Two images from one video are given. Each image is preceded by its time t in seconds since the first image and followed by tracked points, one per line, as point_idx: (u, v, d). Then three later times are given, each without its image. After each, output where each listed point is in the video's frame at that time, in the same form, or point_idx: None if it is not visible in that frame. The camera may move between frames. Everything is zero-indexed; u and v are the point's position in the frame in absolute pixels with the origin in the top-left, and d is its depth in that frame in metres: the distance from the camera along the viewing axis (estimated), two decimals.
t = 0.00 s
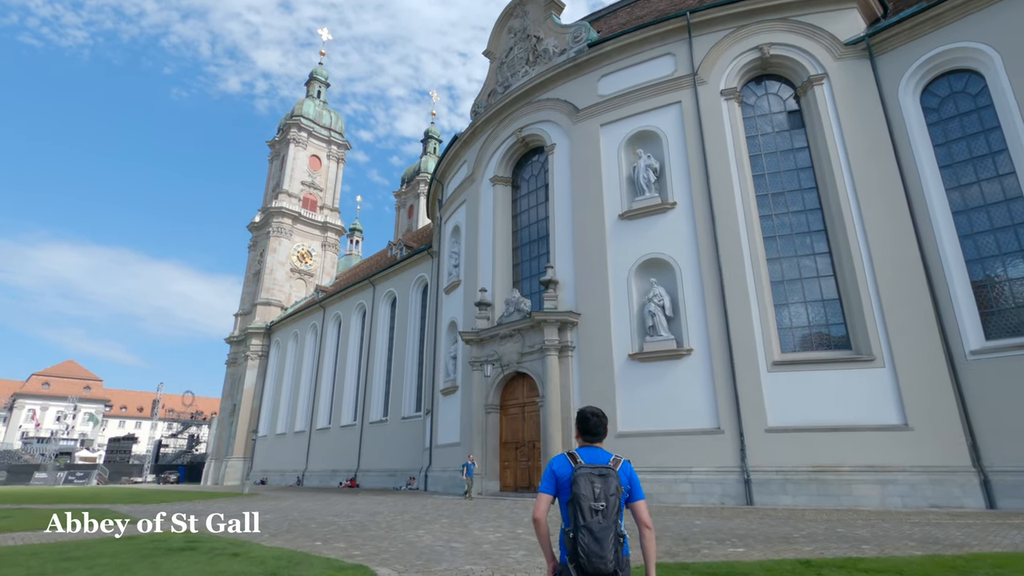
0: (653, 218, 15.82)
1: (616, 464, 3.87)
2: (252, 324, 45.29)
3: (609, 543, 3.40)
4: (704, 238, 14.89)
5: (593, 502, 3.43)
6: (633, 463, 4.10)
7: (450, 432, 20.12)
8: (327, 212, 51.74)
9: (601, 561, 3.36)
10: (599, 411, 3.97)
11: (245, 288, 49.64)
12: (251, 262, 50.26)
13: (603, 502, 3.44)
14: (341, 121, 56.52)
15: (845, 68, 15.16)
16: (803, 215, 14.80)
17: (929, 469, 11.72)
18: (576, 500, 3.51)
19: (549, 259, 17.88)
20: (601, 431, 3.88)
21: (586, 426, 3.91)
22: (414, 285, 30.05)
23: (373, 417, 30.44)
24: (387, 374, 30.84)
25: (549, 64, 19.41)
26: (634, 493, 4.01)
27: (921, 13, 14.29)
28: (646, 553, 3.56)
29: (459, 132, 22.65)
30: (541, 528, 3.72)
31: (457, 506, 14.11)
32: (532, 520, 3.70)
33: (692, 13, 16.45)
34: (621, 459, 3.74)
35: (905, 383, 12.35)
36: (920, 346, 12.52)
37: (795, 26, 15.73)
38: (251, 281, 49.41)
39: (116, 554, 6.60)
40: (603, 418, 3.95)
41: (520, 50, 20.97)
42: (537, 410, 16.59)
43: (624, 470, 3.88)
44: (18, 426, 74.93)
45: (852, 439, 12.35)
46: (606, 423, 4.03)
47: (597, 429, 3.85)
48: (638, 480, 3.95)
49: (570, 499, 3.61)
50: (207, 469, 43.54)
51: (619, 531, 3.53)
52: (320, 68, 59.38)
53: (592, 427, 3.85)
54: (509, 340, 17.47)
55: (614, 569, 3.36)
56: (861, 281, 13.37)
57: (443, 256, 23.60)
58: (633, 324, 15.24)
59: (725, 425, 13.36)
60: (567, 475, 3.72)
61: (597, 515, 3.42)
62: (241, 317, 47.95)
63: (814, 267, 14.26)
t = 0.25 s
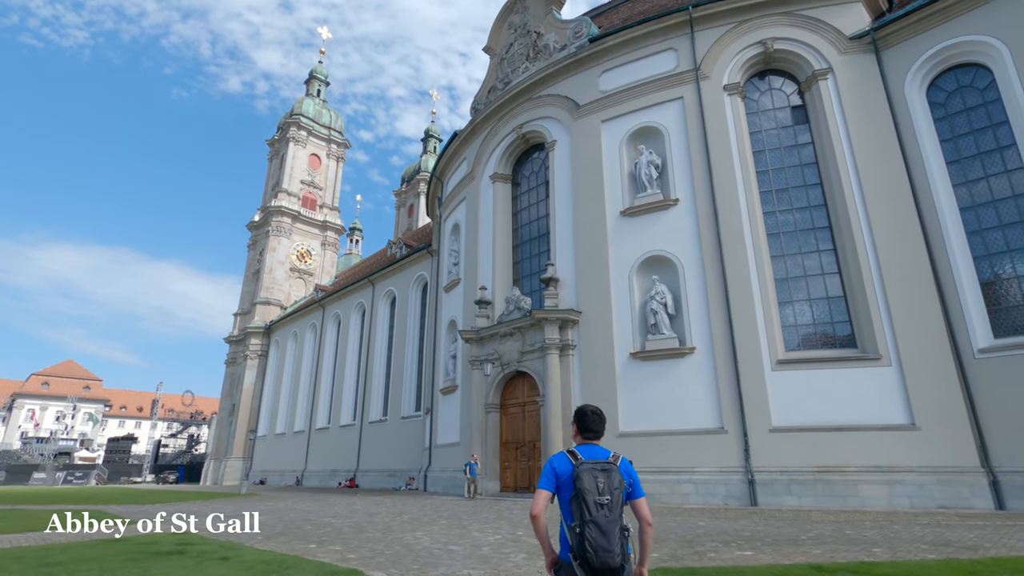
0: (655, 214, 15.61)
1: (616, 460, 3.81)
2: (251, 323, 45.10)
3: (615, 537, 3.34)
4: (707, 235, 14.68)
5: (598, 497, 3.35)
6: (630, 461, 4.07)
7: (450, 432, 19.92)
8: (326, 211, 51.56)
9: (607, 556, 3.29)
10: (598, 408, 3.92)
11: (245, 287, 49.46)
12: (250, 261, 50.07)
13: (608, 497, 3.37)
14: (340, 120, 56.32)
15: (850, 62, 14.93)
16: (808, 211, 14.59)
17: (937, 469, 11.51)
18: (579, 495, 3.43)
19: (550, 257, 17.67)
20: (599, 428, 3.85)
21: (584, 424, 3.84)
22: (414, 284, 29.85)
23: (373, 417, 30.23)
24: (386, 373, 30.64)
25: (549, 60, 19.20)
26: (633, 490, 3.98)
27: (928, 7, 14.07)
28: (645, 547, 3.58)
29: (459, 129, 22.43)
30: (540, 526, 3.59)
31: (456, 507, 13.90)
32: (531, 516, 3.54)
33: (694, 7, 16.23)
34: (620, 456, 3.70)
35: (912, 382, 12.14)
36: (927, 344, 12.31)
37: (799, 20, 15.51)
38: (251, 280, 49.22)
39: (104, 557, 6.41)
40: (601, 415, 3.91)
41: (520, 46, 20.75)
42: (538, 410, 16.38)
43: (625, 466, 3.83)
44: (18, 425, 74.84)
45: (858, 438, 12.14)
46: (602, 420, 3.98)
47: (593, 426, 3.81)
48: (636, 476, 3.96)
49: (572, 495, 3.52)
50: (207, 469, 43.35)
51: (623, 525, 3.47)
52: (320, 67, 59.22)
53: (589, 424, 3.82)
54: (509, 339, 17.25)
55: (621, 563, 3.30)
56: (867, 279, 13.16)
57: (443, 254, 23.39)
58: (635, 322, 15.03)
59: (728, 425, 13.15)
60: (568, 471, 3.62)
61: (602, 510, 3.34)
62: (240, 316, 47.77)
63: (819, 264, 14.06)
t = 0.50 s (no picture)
0: (657, 210, 15.39)
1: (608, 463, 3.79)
2: (250, 322, 44.89)
3: (609, 542, 3.29)
4: (710, 231, 14.46)
5: (591, 501, 3.31)
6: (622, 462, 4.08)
7: (449, 431, 19.71)
8: (326, 209, 51.40)
9: (601, 561, 3.24)
10: (589, 410, 3.88)
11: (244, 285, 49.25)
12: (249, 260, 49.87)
13: (601, 500, 3.33)
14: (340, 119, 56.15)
15: (855, 56, 14.69)
16: (812, 207, 14.38)
17: (945, 469, 11.30)
18: (571, 500, 3.39)
19: (551, 254, 17.45)
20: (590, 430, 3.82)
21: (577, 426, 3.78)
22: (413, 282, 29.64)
23: (372, 416, 30.02)
24: (386, 372, 30.44)
25: (549, 54, 18.99)
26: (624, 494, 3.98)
27: None
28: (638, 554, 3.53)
29: (459, 125, 22.22)
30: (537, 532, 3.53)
31: (455, 507, 13.69)
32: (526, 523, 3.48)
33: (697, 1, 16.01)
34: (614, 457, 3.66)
35: (919, 380, 11.92)
36: (933, 341, 12.10)
37: (803, 14, 15.29)
38: (250, 279, 49.02)
39: (89, 559, 6.20)
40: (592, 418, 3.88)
41: (520, 41, 20.52)
42: (538, 408, 16.17)
43: (616, 468, 3.83)
44: (16, 425, 74.72)
45: (864, 437, 11.92)
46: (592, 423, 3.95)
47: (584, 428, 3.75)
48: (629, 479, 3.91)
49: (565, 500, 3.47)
50: (205, 468, 43.13)
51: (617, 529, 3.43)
52: (320, 65, 59.10)
53: (581, 424, 3.74)
54: (509, 337, 17.03)
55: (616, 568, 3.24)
56: (872, 275, 12.95)
57: (442, 252, 23.17)
58: (637, 320, 14.82)
59: (731, 423, 12.94)
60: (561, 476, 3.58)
61: (595, 514, 3.30)
62: (239, 315, 47.56)
63: (823, 261, 13.85)
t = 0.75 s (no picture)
0: (660, 208, 15.16)
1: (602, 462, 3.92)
2: (250, 322, 44.70)
3: (599, 540, 3.43)
4: (714, 229, 14.22)
5: (580, 500, 3.49)
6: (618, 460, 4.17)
7: (450, 431, 19.48)
8: (326, 209, 51.19)
9: (592, 560, 3.37)
10: (584, 409, 4.00)
11: (244, 285, 49.06)
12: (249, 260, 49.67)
13: (591, 500, 3.48)
14: (340, 118, 55.95)
15: (862, 50, 14.43)
16: (818, 204, 14.14)
17: (955, 471, 11.04)
18: (563, 499, 3.57)
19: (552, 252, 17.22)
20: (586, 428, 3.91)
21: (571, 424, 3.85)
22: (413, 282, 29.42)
23: (372, 416, 29.79)
24: (386, 372, 30.23)
25: (550, 51, 18.76)
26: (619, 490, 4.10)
27: None
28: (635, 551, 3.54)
29: (459, 123, 22.01)
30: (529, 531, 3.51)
31: (455, 509, 13.45)
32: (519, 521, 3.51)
33: None
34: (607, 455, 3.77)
35: (928, 380, 11.68)
36: (942, 340, 11.86)
37: (808, 8, 15.03)
38: (250, 279, 48.82)
39: (74, 565, 5.99)
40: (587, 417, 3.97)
41: (521, 38, 20.28)
42: (539, 409, 15.94)
43: (610, 466, 3.98)
44: (17, 425, 74.61)
45: (872, 438, 11.68)
46: (588, 422, 4.08)
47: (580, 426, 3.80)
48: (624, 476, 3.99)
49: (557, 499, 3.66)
50: (205, 469, 42.92)
51: (609, 527, 3.58)
52: (321, 65, 58.94)
53: (575, 422, 3.80)
54: (509, 336, 16.80)
55: (606, 567, 3.37)
56: (880, 273, 12.71)
57: (442, 251, 22.92)
58: (639, 319, 14.58)
59: (736, 424, 12.70)
60: (554, 476, 3.74)
61: (585, 513, 3.47)
62: (239, 315, 47.37)
63: (829, 258, 13.63)
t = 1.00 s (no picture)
0: (664, 203, 14.94)
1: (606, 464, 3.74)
2: (251, 322, 44.54)
3: (598, 541, 3.27)
4: (719, 224, 14.00)
5: (581, 500, 3.34)
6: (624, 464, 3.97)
7: (451, 430, 19.28)
8: (327, 208, 51.01)
9: (590, 561, 3.24)
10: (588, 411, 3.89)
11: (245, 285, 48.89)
12: (250, 259, 49.51)
13: (591, 500, 3.34)
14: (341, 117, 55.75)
15: (869, 42, 14.19)
16: (825, 199, 13.92)
17: (967, 470, 10.81)
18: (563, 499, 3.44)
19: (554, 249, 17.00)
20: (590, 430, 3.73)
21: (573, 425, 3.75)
22: (414, 280, 29.23)
23: (373, 416, 29.61)
24: (387, 371, 30.05)
25: (552, 46, 18.54)
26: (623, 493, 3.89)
27: None
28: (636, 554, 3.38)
29: (460, 120, 21.81)
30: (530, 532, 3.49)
31: (456, 509, 13.23)
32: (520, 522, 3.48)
33: None
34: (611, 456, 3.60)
35: (939, 377, 11.45)
36: (953, 336, 11.63)
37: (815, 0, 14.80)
38: (251, 278, 48.66)
39: (59, 568, 5.77)
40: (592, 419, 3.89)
41: (522, 33, 20.06)
42: (542, 408, 15.72)
43: (614, 469, 3.80)
44: (18, 425, 74.55)
45: (882, 437, 11.44)
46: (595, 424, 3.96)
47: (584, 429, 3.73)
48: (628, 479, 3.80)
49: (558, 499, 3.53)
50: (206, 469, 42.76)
51: (610, 529, 3.42)
52: (321, 64, 58.77)
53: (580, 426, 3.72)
54: (511, 334, 16.58)
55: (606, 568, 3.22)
56: (889, 268, 12.48)
57: (444, 249, 22.72)
58: (643, 316, 14.34)
59: (743, 423, 12.47)
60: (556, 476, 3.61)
61: (584, 513, 3.32)
62: (240, 315, 47.21)
63: (836, 254, 13.42)
